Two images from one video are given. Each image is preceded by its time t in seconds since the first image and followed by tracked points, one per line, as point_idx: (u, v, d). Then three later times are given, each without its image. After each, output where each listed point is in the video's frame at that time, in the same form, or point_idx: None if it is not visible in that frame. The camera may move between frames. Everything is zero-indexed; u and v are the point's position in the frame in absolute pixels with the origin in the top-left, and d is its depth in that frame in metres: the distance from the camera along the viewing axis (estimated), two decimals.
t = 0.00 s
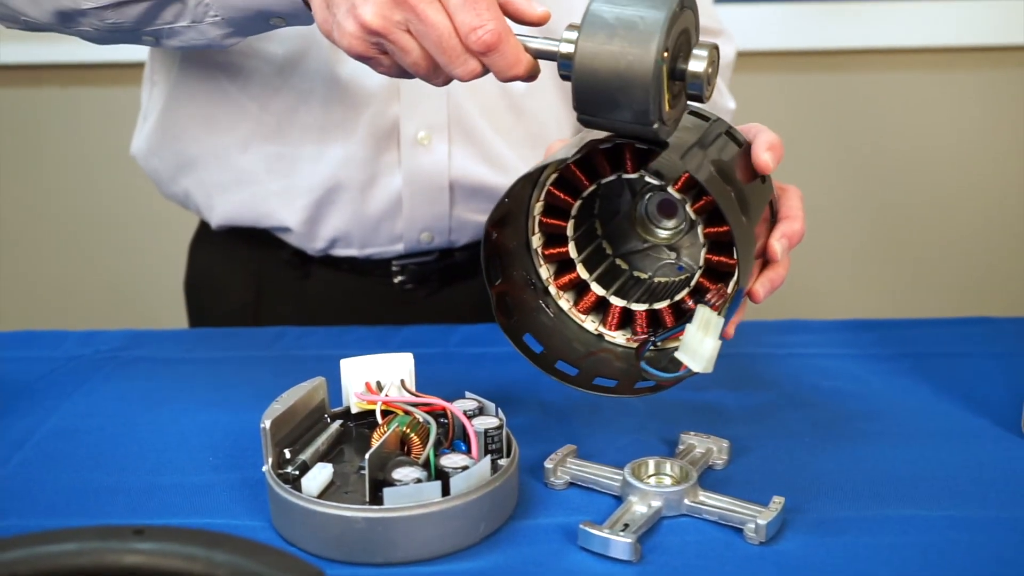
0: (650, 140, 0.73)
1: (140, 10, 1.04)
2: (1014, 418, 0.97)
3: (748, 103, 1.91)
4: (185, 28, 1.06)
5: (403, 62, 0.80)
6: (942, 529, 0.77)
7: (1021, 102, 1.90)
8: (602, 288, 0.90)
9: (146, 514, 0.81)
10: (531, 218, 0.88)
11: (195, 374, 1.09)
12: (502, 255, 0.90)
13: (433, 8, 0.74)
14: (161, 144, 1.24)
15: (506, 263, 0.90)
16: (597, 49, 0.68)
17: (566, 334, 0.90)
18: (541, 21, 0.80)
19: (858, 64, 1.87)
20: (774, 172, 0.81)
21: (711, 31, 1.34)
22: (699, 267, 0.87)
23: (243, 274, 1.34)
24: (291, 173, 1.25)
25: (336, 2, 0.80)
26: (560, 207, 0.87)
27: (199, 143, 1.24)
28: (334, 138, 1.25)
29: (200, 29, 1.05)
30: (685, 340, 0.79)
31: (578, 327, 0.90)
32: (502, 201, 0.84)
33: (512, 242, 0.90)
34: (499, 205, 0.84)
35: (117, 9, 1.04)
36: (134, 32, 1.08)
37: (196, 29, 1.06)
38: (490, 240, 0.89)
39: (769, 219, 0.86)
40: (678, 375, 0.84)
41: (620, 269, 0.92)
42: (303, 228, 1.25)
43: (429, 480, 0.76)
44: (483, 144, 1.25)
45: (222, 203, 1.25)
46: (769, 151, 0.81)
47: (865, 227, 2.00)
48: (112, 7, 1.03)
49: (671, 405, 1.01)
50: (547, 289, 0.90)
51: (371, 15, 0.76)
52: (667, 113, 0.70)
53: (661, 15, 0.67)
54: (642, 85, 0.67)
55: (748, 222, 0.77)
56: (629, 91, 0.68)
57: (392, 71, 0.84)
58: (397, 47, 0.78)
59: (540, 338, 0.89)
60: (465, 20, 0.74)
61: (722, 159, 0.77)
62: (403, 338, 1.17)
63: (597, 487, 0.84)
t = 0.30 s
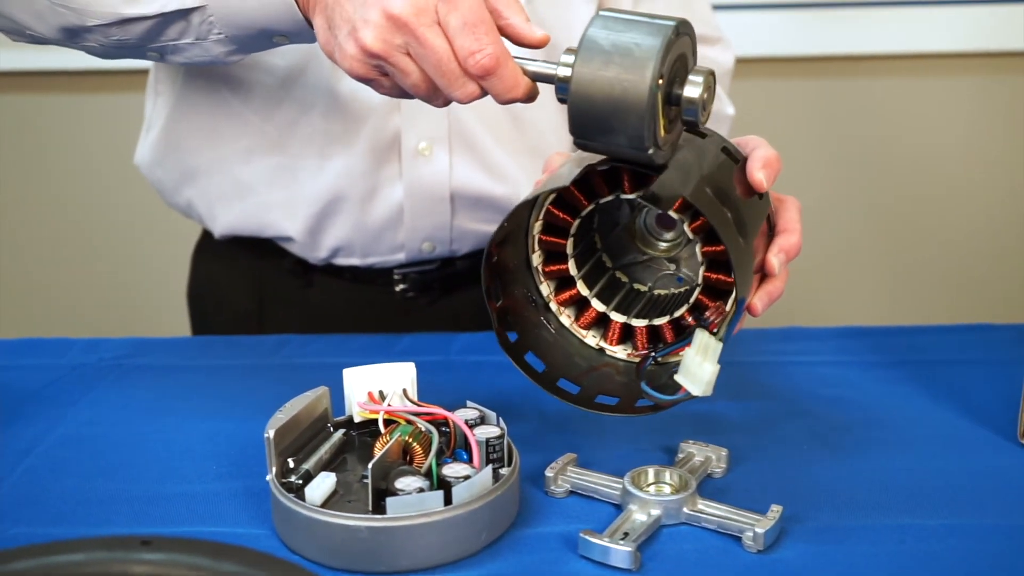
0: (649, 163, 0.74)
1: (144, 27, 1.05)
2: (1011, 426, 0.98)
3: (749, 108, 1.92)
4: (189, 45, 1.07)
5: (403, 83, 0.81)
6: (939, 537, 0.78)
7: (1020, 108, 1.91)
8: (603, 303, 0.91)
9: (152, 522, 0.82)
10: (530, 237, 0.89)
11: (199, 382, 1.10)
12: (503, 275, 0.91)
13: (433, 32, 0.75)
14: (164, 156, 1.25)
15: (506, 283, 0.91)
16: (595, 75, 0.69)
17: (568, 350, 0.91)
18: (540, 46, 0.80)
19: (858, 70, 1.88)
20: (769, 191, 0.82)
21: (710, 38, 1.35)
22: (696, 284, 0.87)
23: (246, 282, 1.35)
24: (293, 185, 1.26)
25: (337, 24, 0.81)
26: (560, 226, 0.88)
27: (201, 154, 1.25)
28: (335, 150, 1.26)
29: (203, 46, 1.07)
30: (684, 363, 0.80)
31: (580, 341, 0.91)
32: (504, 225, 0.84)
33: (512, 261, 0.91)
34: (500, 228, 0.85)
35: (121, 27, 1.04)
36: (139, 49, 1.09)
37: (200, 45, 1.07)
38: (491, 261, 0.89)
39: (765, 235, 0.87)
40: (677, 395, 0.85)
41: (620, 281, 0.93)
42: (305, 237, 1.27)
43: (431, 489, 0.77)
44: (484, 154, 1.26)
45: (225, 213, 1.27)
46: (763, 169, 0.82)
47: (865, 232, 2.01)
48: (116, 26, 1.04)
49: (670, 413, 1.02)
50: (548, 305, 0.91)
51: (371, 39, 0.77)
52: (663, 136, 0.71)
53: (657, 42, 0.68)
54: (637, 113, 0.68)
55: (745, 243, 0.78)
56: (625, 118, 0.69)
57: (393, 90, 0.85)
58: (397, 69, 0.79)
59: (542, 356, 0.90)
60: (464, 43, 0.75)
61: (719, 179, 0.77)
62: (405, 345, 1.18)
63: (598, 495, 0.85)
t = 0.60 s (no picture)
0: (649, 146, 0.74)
1: (148, 23, 1.05)
2: (1008, 433, 0.98)
3: (748, 115, 1.93)
4: (193, 40, 1.08)
5: (407, 68, 0.81)
6: (935, 544, 0.79)
7: (1018, 115, 1.92)
8: (599, 294, 0.90)
9: (157, 528, 0.83)
10: (530, 223, 0.89)
11: (202, 389, 1.11)
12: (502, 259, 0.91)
13: (436, 16, 0.76)
14: (166, 160, 1.26)
15: (505, 266, 0.91)
16: (599, 54, 0.69)
17: (562, 338, 0.91)
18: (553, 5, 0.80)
19: (857, 76, 1.89)
20: (769, 186, 0.83)
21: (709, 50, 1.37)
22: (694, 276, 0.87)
23: (248, 289, 1.36)
24: (293, 191, 1.27)
25: (341, 12, 0.82)
26: (559, 212, 0.88)
27: (203, 160, 1.26)
28: (336, 155, 1.26)
29: (208, 41, 1.07)
30: (680, 344, 0.80)
31: (574, 331, 0.91)
32: (501, 205, 0.85)
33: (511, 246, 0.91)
34: (498, 208, 0.86)
35: (126, 24, 1.05)
36: (143, 46, 1.10)
37: (205, 41, 1.07)
38: (489, 244, 0.90)
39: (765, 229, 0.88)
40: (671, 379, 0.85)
41: (618, 276, 0.92)
42: (306, 245, 1.27)
43: (433, 496, 0.78)
44: (485, 162, 1.27)
45: (226, 219, 1.27)
46: (762, 164, 0.82)
47: (863, 238, 2.02)
48: (121, 22, 1.05)
49: (668, 420, 1.03)
50: (544, 294, 0.91)
51: (375, 24, 0.78)
52: (667, 117, 0.72)
53: (662, 21, 0.68)
54: (641, 91, 0.68)
55: (745, 230, 0.78)
56: (629, 96, 0.69)
57: (398, 76, 0.86)
58: (401, 55, 0.80)
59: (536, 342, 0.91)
60: (467, 28, 0.75)
61: (718, 169, 0.78)
62: (407, 353, 1.19)
63: (597, 502, 0.86)
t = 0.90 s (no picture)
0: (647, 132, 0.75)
1: (149, 15, 1.06)
2: (1008, 429, 0.99)
3: (749, 111, 1.93)
4: (195, 32, 1.08)
5: (408, 56, 0.82)
6: (934, 540, 0.80)
7: (1019, 111, 1.92)
8: (601, 283, 0.91)
9: (161, 525, 0.83)
10: (531, 212, 0.89)
11: (206, 386, 1.11)
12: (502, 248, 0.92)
13: (436, 4, 0.76)
14: (169, 157, 1.26)
15: (506, 255, 0.92)
16: (598, 40, 0.69)
17: (564, 328, 0.91)
18: None
19: (858, 72, 1.89)
20: (769, 173, 0.84)
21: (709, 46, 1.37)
22: (694, 266, 0.87)
23: (251, 285, 1.36)
24: (295, 190, 1.28)
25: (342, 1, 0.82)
26: (561, 202, 0.88)
27: (206, 158, 1.26)
28: (337, 152, 1.27)
29: (209, 33, 1.07)
30: (680, 327, 0.82)
31: (576, 321, 0.91)
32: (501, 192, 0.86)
33: (511, 236, 0.91)
34: (498, 196, 0.86)
35: (127, 17, 1.06)
36: (144, 40, 1.10)
37: (206, 33, 1.08)
38: (490, 233, 0.90)
39: (765, 217, 0.88)
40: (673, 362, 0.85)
41: (620, 267, 0.92)
42: (309, 242, 1.28)
43: (436, 493, 0.79)
44: (487, 160, 1.27)
45: (229, 216, 1.28)
46: (763, 151, 0.83)
47: (864, 234, 2.02)
48: (122, 16, 1.06)
49: (669, 415, 1.04)
50: (547, 284, 0.91)
51: (375, 12, 0.78)
52: (665, 105, 0.72)
53: (660, 8, 0.69)
54: (639, 77, 0.68)
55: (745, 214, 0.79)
56: (627, 82, 0.69)
57: (399, 64, 0.86)
58: (402, 43, 0.80)
59: (538, 330, 0.91)
60: (467, 14, 0.76)
61: (720, 154, 0.79)
62: (409, 349, 1.20)
63: (598, 498, 0.86)
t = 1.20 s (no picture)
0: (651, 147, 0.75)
1: (159, 28, 1.06)
2: (1007, 430, 0.99)
3: (751, 111, 1.94)
4: (202, 45, 1.08)
5: (417, 73, 0.82)
6: (935, 542, 0.80)
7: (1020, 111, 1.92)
8: (611, 292, 0.91)
9: (165, 526, 0.84)
10: (540, 224, 0.90)
11: (211, 388, 1.12)
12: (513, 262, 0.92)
13: (443, 22, 0.77)
14: (174, 162, 1.27)
15: (516, 269, 0.92)
16: (601, 60, 0.70)
17: (576, 338, 0.91)
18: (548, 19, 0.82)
19: (860, 73, 1.90)
20: (773, 181, 0.83)
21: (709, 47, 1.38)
22: (701, 277, 0.88)
23: (254, 287, 1.37)
24: (300, 193, 1.28)
25: (351, 18, 0.83)
26: (569, 215, 0.88)
27: (210, 162, 1.27)
28: (343, 155, 1.28)
29: (217, 45, 1.08)
30: (691, 339, 0.81)
31: (588, 331, 0.91)
32: (512, 210, 0.86)
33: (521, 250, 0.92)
34: (509, 213, 0.87)
35: (136, 29, 1.06)
36: (153, 51, 1.11)
37: (214, 45, 1.08)
38: (500, 248, 0.91)
39: (771, 223, 0.88)
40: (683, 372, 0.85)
41: (628, 275, 0.92)
42: (312, 243, 1.28)
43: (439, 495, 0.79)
44: (490, 162, 1.28)
45: (234, 220, 1.28)
46: (766, 159, 0.83)
47: (866, 234, 2.03)
48: (132, 28, 1.06)
49: (671, 417, 1.04)
50: (557, 294, 0.91)
51: (383, 32, 0.78)
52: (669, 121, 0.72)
53: (661, 29, 0.69)
54: (642, 99, 0.69)
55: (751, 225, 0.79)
56: (630, 102, 0.70)
57: (409, 79, 0.86)
58: (410, 60, 0.81)
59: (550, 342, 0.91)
60: (473, 33, 0.76)
61: (724, 166, 0.79)
62: (412, 350, 1.20)
63: (600, 501, 0.87)
